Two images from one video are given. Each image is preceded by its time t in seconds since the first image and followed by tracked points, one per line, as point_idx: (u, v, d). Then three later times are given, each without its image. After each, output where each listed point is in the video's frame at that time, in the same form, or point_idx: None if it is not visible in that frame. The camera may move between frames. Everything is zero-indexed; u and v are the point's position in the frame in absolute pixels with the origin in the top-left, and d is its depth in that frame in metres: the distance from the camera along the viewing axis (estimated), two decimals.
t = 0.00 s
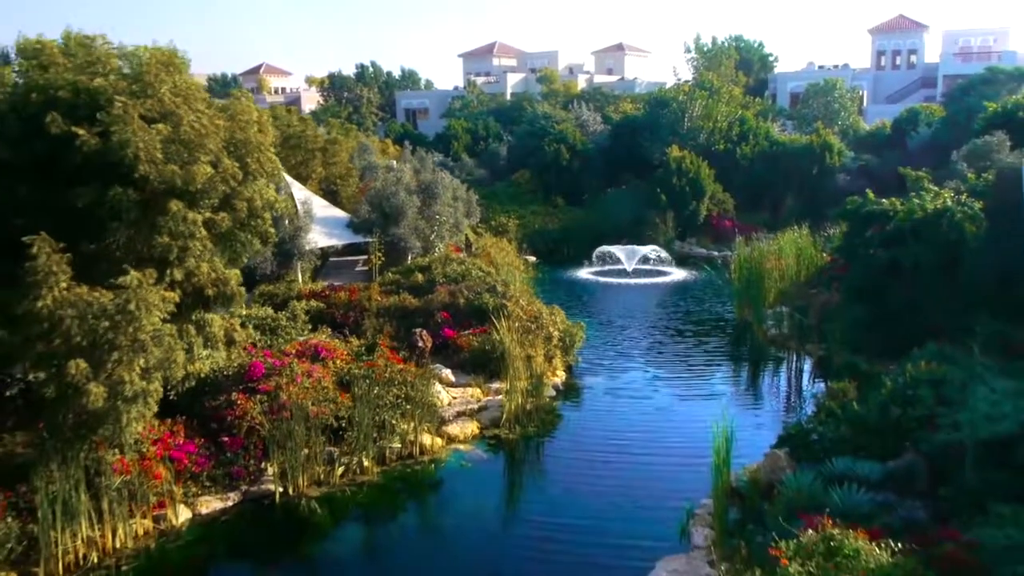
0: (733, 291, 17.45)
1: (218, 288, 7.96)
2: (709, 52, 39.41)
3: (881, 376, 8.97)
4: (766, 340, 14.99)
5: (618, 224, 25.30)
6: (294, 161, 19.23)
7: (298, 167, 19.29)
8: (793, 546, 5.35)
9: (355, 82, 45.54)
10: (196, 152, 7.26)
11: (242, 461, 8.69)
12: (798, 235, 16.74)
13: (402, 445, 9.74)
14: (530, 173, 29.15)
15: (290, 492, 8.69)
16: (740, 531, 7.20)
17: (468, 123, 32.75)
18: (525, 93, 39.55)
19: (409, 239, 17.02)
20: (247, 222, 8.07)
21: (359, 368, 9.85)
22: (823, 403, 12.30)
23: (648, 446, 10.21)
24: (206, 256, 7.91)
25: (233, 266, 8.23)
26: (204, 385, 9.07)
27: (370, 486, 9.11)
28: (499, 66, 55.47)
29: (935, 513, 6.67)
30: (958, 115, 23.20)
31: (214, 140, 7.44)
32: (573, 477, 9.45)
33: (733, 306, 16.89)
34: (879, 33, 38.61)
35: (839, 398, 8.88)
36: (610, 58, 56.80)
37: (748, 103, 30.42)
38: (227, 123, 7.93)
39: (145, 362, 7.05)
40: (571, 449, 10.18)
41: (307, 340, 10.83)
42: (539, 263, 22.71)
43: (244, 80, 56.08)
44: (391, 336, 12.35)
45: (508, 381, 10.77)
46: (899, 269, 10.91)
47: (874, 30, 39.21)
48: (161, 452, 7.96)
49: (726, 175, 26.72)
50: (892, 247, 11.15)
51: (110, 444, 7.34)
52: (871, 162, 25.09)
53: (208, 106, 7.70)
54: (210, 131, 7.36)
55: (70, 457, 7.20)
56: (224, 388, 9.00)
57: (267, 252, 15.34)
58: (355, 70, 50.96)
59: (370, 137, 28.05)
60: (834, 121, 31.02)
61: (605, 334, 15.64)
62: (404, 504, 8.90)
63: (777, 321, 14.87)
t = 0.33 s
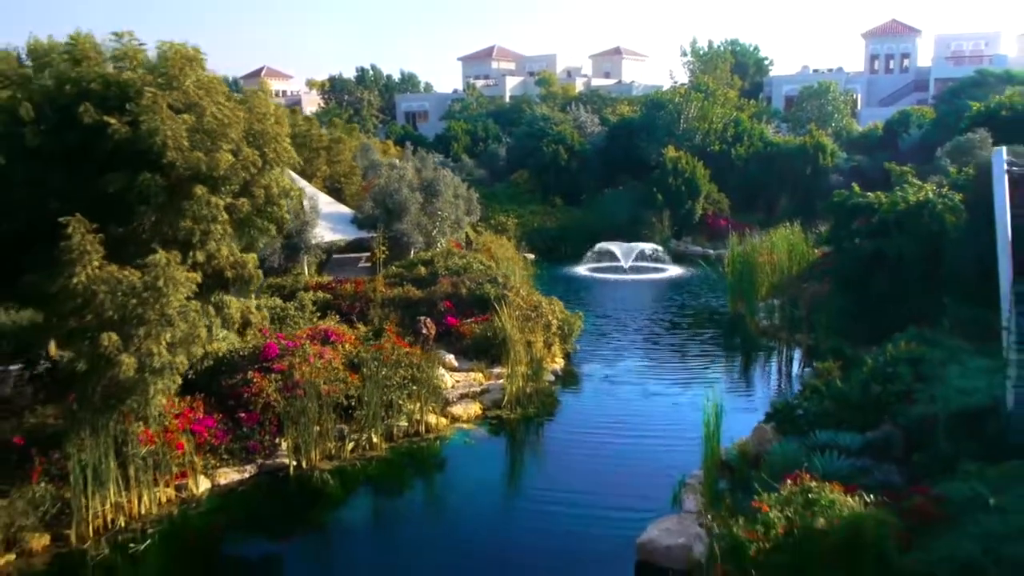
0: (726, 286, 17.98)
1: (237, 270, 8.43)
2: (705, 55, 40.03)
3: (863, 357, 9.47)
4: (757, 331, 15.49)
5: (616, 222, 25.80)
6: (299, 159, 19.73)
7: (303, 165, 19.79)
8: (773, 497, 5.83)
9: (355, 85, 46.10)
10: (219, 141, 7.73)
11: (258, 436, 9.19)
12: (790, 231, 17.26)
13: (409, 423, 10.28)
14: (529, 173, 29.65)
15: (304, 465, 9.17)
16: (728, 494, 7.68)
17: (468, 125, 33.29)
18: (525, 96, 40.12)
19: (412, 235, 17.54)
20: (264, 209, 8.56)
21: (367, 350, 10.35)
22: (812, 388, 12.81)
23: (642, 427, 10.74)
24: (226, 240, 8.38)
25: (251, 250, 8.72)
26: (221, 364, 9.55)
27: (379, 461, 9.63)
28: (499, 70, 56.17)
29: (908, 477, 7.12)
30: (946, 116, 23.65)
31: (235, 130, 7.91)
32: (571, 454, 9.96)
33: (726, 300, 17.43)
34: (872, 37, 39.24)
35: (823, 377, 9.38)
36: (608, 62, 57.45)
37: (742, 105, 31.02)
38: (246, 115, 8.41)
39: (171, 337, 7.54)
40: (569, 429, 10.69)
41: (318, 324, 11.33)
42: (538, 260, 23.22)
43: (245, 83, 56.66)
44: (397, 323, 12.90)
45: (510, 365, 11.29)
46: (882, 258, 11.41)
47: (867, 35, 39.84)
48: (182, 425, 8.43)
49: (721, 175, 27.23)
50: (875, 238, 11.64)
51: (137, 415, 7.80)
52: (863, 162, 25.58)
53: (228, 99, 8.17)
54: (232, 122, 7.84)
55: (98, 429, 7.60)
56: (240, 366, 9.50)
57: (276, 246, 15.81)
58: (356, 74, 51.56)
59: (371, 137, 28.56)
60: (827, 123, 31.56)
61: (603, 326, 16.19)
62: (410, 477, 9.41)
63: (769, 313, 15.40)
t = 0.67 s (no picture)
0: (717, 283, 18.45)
1: (249, 259, 8.83)
2: (699, 60, 40.61)
3: (847, 344, 9.91)
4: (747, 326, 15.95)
5: (611, 223, 26.24)
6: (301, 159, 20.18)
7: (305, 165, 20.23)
8: (755, 463, 6.27)
9: (353, 90, 46.58)
10: (233, 135, 8.11)
11: (267, 418, 9.62)
12: (780, 229, 17.73)
13: (411, 408, 10.71)
14: (525, 175, 30.12)
15: (311, 446, 9.59)
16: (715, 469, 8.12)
17: (465, 128, 33.77)
18: (521, 100, 40.63)
19: (412, 233, 18.02)
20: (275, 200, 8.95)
21: (371, 338, 10.78)
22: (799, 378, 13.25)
23: (635, 413, 11.19)
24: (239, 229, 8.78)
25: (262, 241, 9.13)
26: (232, 350, 9.98)
27: (382, 442, 10.07)
28: (495, 74, 56.76)
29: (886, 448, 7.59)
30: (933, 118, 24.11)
31: (249, 123, 8.30)
32: (566, 437, 10.39)
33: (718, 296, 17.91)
34: (864, 43, 39.88)
35: (809, 363, 9.81)
36: (603, 67, 58.10)
37: (735, 109, 31.56)
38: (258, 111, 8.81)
39: (187, 319, 7.97)
40: (564, 415, 11.12)
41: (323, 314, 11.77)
42: (535, 259, 23.65)
43: (242, 87, 57.09)
44: (398, 315, 13.34)
45: (507, 354, 11.73)
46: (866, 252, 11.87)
47: (859, 40, 40.46)
48: (196, 406, 8.85)
49: (714, 177, 27.71)
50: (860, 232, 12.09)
51: (154, 395, 8.25)
52: (853, 164, 26.07)
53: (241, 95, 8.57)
54: (246, 116, 8.24)
55: (119, 406, 8.04)
56: (251, 352, 9.94)
57: (279, 242, 16.17)
58: (353, 78, 52.06)
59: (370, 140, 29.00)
60: (819, 127, 32.10)
61: (597, 321, 16.65)
62: (414, 459, 9.83)
63: (759, 307, 15.84)
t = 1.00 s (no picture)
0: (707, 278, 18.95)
1: (259, 246, 9.29)
2: (691, 64, 41.21)
3: (827, 330, 10.40)
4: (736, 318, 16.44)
5: (605, 221, 26.76)
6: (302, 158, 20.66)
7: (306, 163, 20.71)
8: (735, 430, 6.77)
9: (350, 92, 47.11)
10: (246, 129, 8.56)
11: (275, 400, 10.09)
12: (768, 225, 18.27)
13: (412, 392, 11.18)
14: (520, 176, 30.65)
15: (317, 426, 10.05)
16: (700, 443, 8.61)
17: (461, 129, 34.30)
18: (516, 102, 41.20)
19: (410, 230, 18.54)
20: (283, 191, 9.42)
21: (374, 325, 11.25)
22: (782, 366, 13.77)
23: (627, 398, 11.67)
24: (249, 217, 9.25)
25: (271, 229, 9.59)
26: (242, 335, 10.47)
27: (385, 424, 10.54)
28: (490, 77, 57.48)
29: (862, 419, 8.10)
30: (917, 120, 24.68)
31: (260, 117, 8.76)
32: (559, 420, 10.87)
33: (708, 291, 18.41)
34: (854, 47, 40.56)
35: (791, 347, 10.30)
36: (597, 71, 58.82)
37: (726, 111, 32.16)
38: (268, 106, 9.28)
39: (202, 302, 8.45)
40: (558, 399, 11.62)
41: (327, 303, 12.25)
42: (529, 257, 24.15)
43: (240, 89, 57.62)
44: (399, 305, 13.82)
45: (504, 342, 12.22)
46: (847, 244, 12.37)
47: (849, 44, 41.13)
48: (209, 386, 9.31)
49: (706, 177, 28.23)
50: (842, 225, 12.59)
51: (170, 375, 8.71)
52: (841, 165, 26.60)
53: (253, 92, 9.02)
54: (258, 111, 8.70)
55: (137, 385, 8.50)
56: (259, 338, 10.44)
57: (282, 238, 16.63)
58: (350, 81, 52.61)
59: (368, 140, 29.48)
60: (808, 129, 32.69)
61: (591, 314, 17.17)
62: (415, 440, 10.29)
63: (747, 301, 16.34)
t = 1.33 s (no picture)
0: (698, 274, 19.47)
1: (268, 236, 9.78)
2: (685, 67, 41.84)
3: (809, 319, 10.90)
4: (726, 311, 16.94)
5: (600, 220, 27.28)
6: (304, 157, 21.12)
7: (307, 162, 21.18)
8: (717, 404, 7.26)
9: (347, 94, 47.63)
10: (258, 125, 9.08)
11: (282, 384, 10.59)
12: (757, 222, 18.80)
13: (413, 378, 11.67)
14: (517, 176, 31.16)
15: (323, 410, 10.53)
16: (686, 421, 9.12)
17: (458, 131, 34.82)
18: (512, 104, 41.77)
19: (409, 227, 19.30)
20: (292, 185, 9.91)
21: (377, 314, 11.75)
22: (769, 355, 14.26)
23: (619, 385, 12.16)
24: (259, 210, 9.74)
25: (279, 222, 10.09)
26: (250, 323, 10.96)
27: (387, 407, 11.03)
28: (486, 80, 58.09)
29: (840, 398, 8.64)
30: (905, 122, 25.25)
31: (271, 113, 9.26)
32: (552, 404, 11.37)
33: (699, 286, 18.93)
34: (845, 50, 41.24)
35: (776, 335, 10.80)
36: (592, 74, 59.47)
37: (719, 113, 32.75)
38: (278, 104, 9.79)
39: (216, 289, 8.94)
40: (551, 385, 12.11)
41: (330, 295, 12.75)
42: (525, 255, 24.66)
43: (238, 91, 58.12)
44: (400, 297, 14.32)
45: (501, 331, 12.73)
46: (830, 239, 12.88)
47: (841, 48, 41.81)
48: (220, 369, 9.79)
49: (698, 178, 28.77)
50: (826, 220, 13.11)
51: (185, 358, 9.20)
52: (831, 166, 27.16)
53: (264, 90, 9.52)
54: (268, 109, 9.21)
55: (154, 367, 8.99)
56: (267, 325, 10.93)
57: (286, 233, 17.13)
58: (348, 83, 53.15)
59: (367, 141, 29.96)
60: (799, 131, 33.29)
61: (585, 309, 17.67)
62: (416, 421, 10.77)
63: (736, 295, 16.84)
